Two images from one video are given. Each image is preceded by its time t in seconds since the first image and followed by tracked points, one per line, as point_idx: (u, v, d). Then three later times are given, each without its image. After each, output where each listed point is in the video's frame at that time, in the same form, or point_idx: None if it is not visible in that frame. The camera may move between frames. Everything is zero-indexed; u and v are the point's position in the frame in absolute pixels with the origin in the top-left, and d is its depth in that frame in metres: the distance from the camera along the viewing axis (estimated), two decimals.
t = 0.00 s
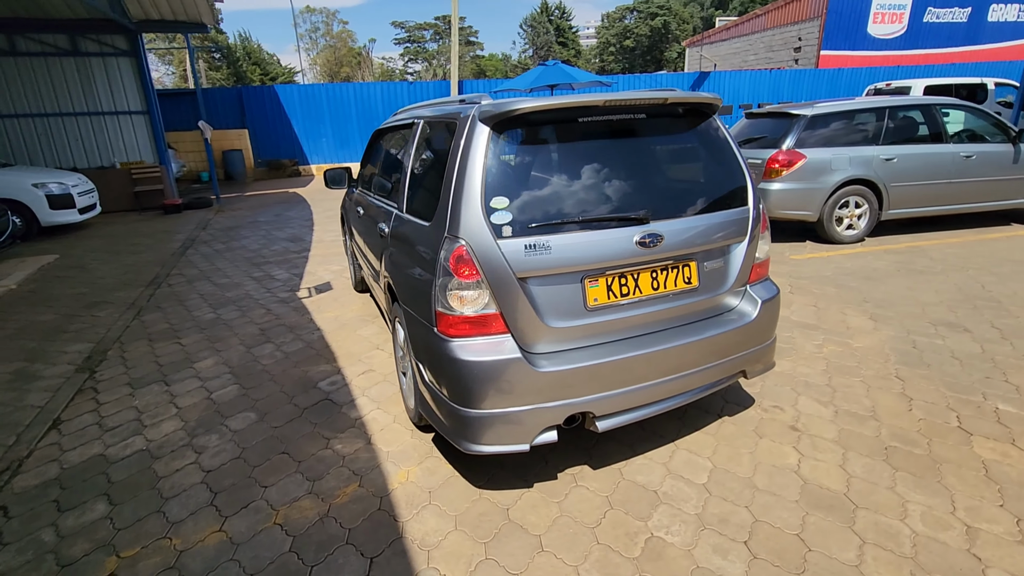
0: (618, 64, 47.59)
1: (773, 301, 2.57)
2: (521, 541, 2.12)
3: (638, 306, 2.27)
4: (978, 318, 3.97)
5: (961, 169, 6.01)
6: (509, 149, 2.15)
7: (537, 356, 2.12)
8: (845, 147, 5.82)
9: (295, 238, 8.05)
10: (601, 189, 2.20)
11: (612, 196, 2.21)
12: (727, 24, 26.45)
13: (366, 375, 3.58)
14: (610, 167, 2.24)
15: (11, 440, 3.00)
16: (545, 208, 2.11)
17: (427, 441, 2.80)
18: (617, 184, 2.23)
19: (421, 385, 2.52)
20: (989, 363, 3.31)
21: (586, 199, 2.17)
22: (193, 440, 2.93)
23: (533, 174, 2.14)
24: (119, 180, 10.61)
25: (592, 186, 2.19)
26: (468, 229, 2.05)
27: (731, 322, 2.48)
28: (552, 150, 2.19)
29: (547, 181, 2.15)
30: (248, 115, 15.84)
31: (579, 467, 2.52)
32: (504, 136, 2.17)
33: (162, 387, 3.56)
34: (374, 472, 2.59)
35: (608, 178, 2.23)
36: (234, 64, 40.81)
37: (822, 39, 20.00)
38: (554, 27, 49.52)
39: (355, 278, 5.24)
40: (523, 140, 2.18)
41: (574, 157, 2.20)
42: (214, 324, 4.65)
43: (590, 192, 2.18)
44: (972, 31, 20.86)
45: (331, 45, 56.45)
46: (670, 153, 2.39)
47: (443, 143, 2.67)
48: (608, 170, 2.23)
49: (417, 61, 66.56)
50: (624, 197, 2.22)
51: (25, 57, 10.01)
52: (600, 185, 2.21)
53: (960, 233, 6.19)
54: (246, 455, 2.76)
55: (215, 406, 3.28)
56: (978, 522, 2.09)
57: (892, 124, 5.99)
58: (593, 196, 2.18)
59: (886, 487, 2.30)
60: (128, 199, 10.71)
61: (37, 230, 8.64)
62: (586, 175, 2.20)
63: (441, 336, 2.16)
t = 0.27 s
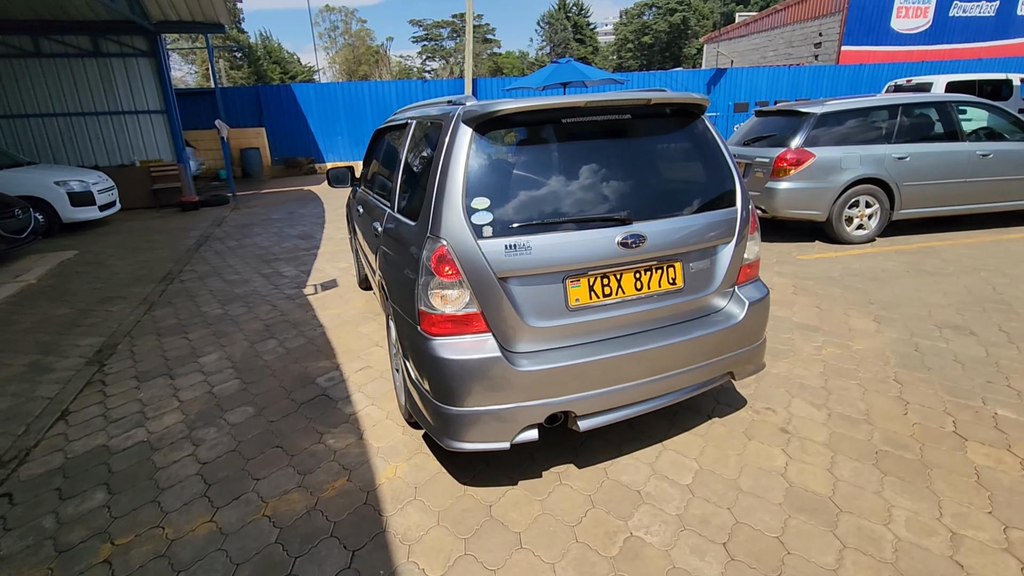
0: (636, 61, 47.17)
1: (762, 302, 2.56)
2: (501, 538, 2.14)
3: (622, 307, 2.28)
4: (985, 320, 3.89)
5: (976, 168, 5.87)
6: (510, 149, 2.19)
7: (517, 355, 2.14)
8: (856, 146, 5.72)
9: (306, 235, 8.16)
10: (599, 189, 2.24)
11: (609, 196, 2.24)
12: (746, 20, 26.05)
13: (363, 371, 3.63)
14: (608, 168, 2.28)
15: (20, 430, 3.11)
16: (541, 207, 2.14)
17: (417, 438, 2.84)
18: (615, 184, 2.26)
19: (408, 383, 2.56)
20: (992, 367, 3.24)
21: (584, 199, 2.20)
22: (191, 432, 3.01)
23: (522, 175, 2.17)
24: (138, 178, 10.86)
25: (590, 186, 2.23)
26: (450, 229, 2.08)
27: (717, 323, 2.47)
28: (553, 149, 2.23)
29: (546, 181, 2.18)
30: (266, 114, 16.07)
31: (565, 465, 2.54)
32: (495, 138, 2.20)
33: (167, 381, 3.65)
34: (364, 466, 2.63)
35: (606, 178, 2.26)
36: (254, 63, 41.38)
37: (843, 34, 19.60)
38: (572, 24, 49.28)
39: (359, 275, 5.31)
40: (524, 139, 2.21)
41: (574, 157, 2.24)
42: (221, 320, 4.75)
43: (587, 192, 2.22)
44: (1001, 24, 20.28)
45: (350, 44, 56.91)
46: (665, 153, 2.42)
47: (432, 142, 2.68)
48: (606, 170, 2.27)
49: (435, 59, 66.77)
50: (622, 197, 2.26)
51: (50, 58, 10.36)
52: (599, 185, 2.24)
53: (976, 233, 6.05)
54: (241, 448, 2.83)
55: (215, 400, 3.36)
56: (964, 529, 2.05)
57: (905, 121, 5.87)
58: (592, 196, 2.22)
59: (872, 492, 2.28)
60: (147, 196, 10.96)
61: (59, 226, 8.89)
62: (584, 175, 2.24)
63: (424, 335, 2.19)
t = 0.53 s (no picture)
0: (653, 58, 46.74)
1: (755, 304, 2.54)
2: (484, 535, 2.16)
3: (608, 308, 2.28)
4: (994, 324, 3.80)
5: (992, 168, 5.74)
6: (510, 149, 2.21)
7: (502, 354, 2.15)
8: (868, 145, 5.63)
9: (316, 232, 8.25)
10: (598, 190, 2.26)
11: (608, 197, 2.26)
12: (764, 16, 25.67)
13: (361, 368, 3.67)
14: (607, 168, 2.30)
15: (29, 422, 3.21)
16: (539, 207, 2.16)
17: (409, 435, 2.86)
18: (615, 185, 2.28)
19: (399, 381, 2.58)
20: (997, 372, 3.16)
21: (583, 200, 2.23)
22: (192, 426, 3.08)
23: (515, 176, 2.19)
24: (155, 176, 11.07)
25: (589, 187, 2.25)
26: (435, 229, 2.10)
27: (706, 324, 2.45)
28: (552, 149, 2.26)
29: (545, 181, 2.21)
30: (282, 113, 16.27)
31: (553, 465, 2.54)
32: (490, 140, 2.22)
33: (171, 375, 3.73)
34: (355, 462, 2.67)
35: (606, 179, 2.28)
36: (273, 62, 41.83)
37: (864, 30, 19.23)
38: (588, 21, 49.00)
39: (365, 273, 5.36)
40: (525, 139, 2.24)
41: (574, 158, 2.27)
42: (227, 316, 4.83)
43: (586, 193, 2.24)
44: None
45: (367, 42, 57.24)
46: (661, 153, 2.42)
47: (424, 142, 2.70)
48: (605, 171, 2.29)
49: (451, 57, 66.90)
50: (622, 198, 2.28)
51: (71, 58, 10.62)
52: (597, 186, 2.26)
53: (992, 234, 5.91)
54: (237, 442, 2.88)
55: (216, 395, 3.43)
56: (954, 537, 2.02)
57: (919, 120, 5.75)
58: (590, 196, 2.24)
59: (863, 497, 2.24)
60: (164, 193, 11.17)
61: (78, 223, 9.11)
62: (584, 175, 2.26)
63: (411, 333, 2.21)
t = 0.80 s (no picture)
0: (669, 57, 46.33)
1: (751, 305, 2.49)
2: (468, 535, 2.14)
3: (597, 308, 2.25)
4: (1007, 329, 3.69)
5: (1010, 169, 5.58)
6: (508, 147, 2.21)
7: (487, 353, 2.13)
8: (881, 145, 5.51)
9: (325, 231, 8.31)
10: (599, 188, 2.25)
11: (608, 195, 2.25)
12: (782, 15, 25.29)
13: (359, 365, 3.68)
14: (609, 168, 2.29)
15: (33, 413, 3.27)
16: (539, 205, 2.16)
17: (402, 433, 2.86)
18: (615, 184, 2.28)
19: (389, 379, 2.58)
20: (1006, 379, 3.07)
21: (583, 198, 2.22)
22: (189, 421, 3.11)
23: (509, 174, 2.18)
24: (171, 174, 11.25)
25: (589, 186, 2.24)
26: (420, 227, 2.09)
27: (699, 325, 2.41)
28: (552, 146, 2.26)
29: (545, 180, 2.20)
30: (296, 112, 16.44)
31: (543, 466, 2.52)
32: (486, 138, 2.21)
33: (173, 370, 3.78)
34: (346, 459, 2.67)
35: (607, 178, 2.28)
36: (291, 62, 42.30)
37: (884, 28, 18.86)
38: (605, 20, 48.78)
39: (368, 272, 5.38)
40: (525, 136, 2.24)
41: (574, 156, 2.26)
42: (232, 312, 4.88)
43: (587, 191, 2.23)
44: None
45: (384, 42, 57.52)
46: (659, 152, 2.41)
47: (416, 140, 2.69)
48: (607, 170, 2.28)
49: (467, 57, 67.05)
50: (622, 197, 2.27)
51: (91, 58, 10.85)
52: (598, 184, 2.26)
53: (1010, 237, 5.74)
54: (232, 438, 2.91)
55: (215, 390, 3.46)
56: (950, 548, 1.96)
57: (934, 120, 5.62)
58: (590, 195, 2.23)
59: (857, 505, 2.19)
60: (179, 191, 11.35)
61: (95, 220, 9.28)
62: (584, 174, 2.26)
63: (398, 332, 2.20)
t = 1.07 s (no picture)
0: (688, 57, 45.87)
1: (747, 312, 2.43)
2: (451, 541, 2.12)
3: (586, 313, 2.21)
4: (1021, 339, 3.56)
5: None
6: (510, 148, 2.19)
7: (472, 357, 2.10)
8: (896, 147, 5.37)
9: (335, 229, 8.36)
10: (599, 190, 2.22)
11: (609, 198, 2.22)
12: (803, 14, 24.86)
13: (357, 365, 3.68)
14: (611, 170, 2.26)
15: (36, 408, 3.32)
16: (539, 206, 2.13)
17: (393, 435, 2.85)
18: (616, 186, 2.25)
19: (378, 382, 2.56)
20: (1018, 392, 2.96)
21: (584, 201, 2.19)
22: (185, 418, 3.13)
23: (503, 175, 2.15)
24: (187, 172, 11.42)
25: (590, 188, 2.21)
26: (405, 229, 2.07)
27: (691, 331, 2.35)
28: (554, 146, 2.24)
29: (546, 182, 2.18)
30: (312, 111, 16.58)
31: (532, 472, 2.49)
32: (486, 139, 2.19)
33: (174, 366, 3.82)
34: (335, 461, 2.66)
35: (608, 180, 2.24)
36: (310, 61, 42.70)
37: (908, 28, 18.46)
38: (623, 20, 48.47)
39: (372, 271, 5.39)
40: (528, 136, 2.22)
41: (575, 157, 2.24)
42: (237, 310, 4.92)
43: (587, 193, 2.20)
44: None
45: (402, 42, 57.80)
46: (657, 154, 2.37)
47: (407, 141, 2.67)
48: (608, 172, 2.25)
49: (485, 56, 67.10)
50: (623, 200, 2.23)
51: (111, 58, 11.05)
52: (600, 187, 2.23)
53: None
54: (225, 436, 2.92)
55: (213, 388, 3.49)
56: (947, 568, 1.88)
57: (952, 122, 5.47)
58: (591, 197, 2.20)
59: (852, 520, 2.12)
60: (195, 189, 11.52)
61: (112, 216, 9.46)
62: (586, 176, 2.23)
63: (384, 335, 2.18)
